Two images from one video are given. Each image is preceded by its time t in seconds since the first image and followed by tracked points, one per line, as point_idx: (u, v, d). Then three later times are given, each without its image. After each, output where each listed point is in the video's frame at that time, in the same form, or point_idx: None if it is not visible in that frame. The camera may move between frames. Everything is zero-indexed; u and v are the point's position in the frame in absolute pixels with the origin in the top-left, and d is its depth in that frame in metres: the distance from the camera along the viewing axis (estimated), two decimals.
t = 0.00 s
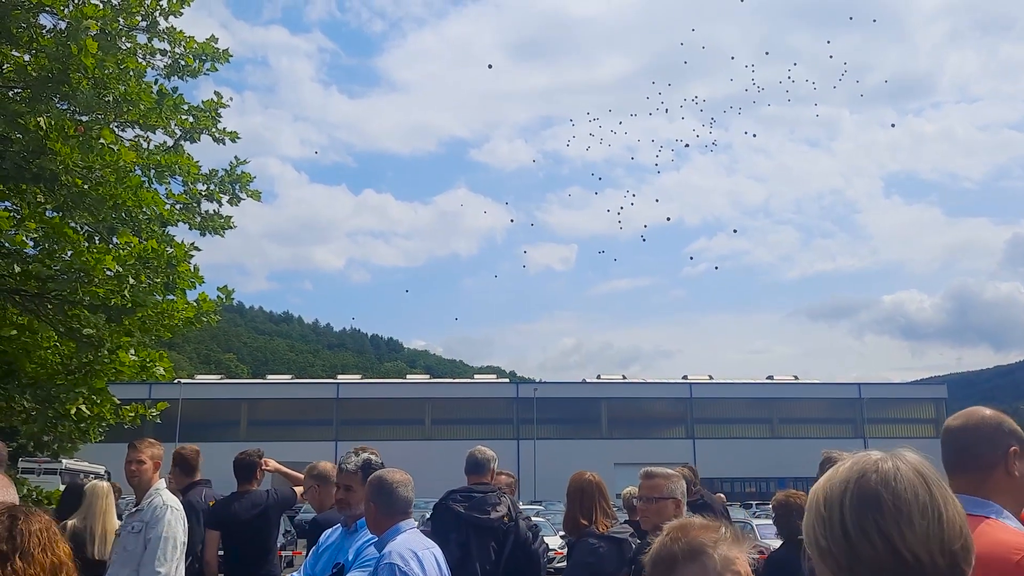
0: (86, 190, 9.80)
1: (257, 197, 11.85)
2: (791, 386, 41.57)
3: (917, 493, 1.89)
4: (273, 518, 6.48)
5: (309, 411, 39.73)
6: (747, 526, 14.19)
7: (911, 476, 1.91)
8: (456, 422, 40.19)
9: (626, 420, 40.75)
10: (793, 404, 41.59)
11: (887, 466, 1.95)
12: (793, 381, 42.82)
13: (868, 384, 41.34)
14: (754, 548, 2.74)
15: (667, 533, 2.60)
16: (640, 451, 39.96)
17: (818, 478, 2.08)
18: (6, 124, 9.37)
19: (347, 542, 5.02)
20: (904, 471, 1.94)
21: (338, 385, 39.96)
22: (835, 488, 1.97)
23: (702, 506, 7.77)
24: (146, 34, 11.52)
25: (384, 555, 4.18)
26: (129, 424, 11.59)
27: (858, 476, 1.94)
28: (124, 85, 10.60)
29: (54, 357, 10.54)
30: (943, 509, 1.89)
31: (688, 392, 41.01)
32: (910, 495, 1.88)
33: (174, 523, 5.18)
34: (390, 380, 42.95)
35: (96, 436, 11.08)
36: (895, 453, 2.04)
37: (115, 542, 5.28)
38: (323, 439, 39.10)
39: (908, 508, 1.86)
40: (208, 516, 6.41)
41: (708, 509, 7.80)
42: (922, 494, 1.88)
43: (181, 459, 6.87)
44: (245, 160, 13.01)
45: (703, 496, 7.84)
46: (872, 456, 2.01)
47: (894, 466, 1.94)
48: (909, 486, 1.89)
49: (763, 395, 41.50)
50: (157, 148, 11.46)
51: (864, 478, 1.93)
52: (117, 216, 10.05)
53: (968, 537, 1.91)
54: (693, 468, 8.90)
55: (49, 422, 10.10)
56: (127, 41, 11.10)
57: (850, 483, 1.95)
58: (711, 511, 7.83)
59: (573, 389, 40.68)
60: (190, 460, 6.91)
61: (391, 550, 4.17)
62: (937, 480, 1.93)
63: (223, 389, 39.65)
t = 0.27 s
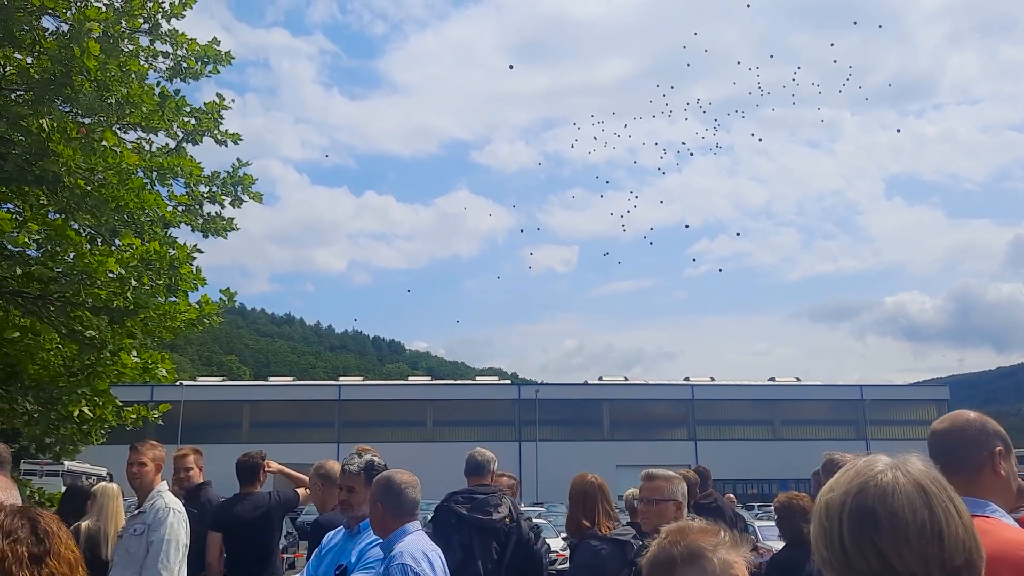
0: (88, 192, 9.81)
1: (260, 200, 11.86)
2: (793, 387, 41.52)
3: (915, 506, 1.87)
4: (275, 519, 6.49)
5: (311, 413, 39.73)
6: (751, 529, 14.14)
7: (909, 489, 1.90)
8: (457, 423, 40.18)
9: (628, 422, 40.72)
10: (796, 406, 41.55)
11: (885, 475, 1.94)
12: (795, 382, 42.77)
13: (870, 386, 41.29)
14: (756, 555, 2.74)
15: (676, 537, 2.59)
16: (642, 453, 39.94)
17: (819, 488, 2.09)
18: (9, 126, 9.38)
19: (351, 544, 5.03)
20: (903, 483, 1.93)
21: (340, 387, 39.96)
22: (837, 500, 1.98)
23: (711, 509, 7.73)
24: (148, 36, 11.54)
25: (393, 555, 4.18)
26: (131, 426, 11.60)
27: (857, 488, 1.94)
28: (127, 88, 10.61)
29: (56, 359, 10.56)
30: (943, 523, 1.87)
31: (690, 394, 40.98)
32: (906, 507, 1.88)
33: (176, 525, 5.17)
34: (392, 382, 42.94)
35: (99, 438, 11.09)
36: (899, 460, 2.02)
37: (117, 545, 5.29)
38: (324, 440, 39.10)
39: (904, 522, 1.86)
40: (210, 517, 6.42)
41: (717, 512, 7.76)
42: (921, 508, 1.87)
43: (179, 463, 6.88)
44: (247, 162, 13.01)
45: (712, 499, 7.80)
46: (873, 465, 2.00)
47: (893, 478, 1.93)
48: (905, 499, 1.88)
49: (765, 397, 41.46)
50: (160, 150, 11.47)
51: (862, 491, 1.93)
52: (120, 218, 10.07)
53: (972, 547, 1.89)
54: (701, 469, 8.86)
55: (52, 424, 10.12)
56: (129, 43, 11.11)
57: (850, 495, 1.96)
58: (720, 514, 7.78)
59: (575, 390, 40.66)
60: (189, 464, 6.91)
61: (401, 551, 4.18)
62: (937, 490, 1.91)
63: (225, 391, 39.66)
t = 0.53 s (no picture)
0: (89, 194, 9.82)
1: (260, 202, 11.86)
2: (794, 389, 41.47)
3: (907, 514, 1.87)
4: (276, 522, 6.49)
5: (312, 415, 39.71)
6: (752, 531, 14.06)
7: (902, 495, 1.89)
8: (458, 425, 40.15)
9: (629, 424, 40.68)
10: (797, 407, 41.50)
11: (878, 482, 1.93)
12: (796, 384, 42.72)
13: (871, 387, 41.23)
14: (758, 555, 2.74)
15: (677, 540, 2.58)
16: (642, 455, 39.91)
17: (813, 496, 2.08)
18: (9, 128, 9.40)
19: (352, 546, 5.01)
20: (896, 489, 1.92)
21: (341, 389, 39.95)
22: (831, 507, 1.97)
23: (722, 511, 7.53)
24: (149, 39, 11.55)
25: (401, 556, 4.18)
26: (132, 428, 11.60)
27: (849, 496, 1.94)
28: (127, 90, 10.62)
29: (57, 361, 10.56)
30: (937, 530, 1.86)
31: (690, 396, 40.96)
32: (899, 515, 1.87)
33: (176, 528, 5.17)
34: (392, 384, 42.93)
35: (99, 440, 11.08)
36: (894, 464, 2.01)
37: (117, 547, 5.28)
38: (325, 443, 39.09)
39: (896, 531, 1.86)
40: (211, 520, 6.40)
41: (728, 515, 7.56)
42: (914, 515, 1.87)
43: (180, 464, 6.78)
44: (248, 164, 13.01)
45: (723, 501, 7.60)
46: (867, 470, 1.99)
47: (885, 484, 1.93)
48: (898, 507, 1.88)
49: (766, 399, 41.42)
50: (161, 152, 11.48)
51: (855, 499, 1.92)
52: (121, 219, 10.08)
53: (968, 554, 1.88)
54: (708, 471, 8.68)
55: (53, 426, 10.12)
56: (129, 45, 11.12)
57: (845, 502, 1.95)
58: (730, 517, 7.58)
59: (575, 392, 40.63)
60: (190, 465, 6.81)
61: (411, 550, 4.19)
62: (930, 495, 1.90)
63: (225, 393, 39.65)
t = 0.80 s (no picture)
0: (88, 197, 9.79)
1: (260, 204, 11.86)
2: (794, 392, 41.43)
3: (893, 512, 1.86)
4: (275, 523, 6.49)
5: (312, 417, 39.68)
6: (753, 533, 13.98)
7: (885, 493, 1.89)
8: (458, 428, 40.12)
9: (628, 426, 40.63)
10: (797, 410, 41.46)
11: (863, 481, 1.94)
12: (796, 387, 42.66)
13: (871, 390, 41.20)
14: (764, 559, 2.72)
15: (678, 544, 2.57)
16: (642, 457, 39.87)
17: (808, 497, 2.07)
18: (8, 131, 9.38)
19: (351, 549, 4.98)
20: (881, 488, 1.91)
21: (341, 391, 39.92)
22: (817, 507, 1.99)
23: (727, 513, 7.51)
24: (149, 41, 11.56)
25: (399, 559, 4.16)
26: (131, 430, 11.58)
27: (835, 496, 1.94)
28: (127, 92, 10.61)
29: (56, 364, 10.55)
30: (920, 528, 1.84)
31: (691, 398, 40.93)
32: (881, 512, 1.86)
33: (173, 531, 5.15)
34: (392, 386, 42.90)
35: (98, 442, 11.06)
36: (882, 465, 2.01)
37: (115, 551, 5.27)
38: (325, 445, 39.05)
39: (877, 529, 1.85)
40: (209, 522, 6.38)
41: (734, 518, 7.54)
42: (897, 514, 1.85)
43: (188, 465, 6.62)
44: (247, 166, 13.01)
45: (728, 503, 7.59)
46: (856, 470, 2.00)
47: (870, 484, 1.93)
48: (882, 505, 1.87)
49: (766, 401, 41.38)
50: (160, 155, 11.47)
51: (840, 500, 1.93)
52: (121, 222, 10.07)
53: (956, 553, 1.86)
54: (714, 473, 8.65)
55: (52, 429, 10.09)
56: (129, 47, 11.13)
57: (834, 502, 1.95)
58: (735, 518, 7.57)
59: (575, 395, 40.59)
60: (197, 466, 6.67)
61: (408, 554, 4.17)
62: (917, 494, 1.88)
63: (225, 395, 39.64)
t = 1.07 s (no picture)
0: (88, 199, 9.78)
1: (260, 206, 11.86)
2: (795, 393, 41.40)
3: (869, 494, 1.89)
4: (274, 525, 6.47)
5: (312, 419, 39.68)
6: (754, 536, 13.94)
7: (870, 484, 1.91)
8: (459, 430, 40.09)
9: (629, 428, 40.61)
10: (798, 411, 41.41)
11: (850, 474, 1.96)
12: (797, 388, 42.61)
13: (872, 392, 41.14)
14: (768, 559, 2.70)
15: (675, 542, 2.60)
16: (642, 459, 39.85)
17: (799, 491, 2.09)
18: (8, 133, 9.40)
19: (351, 549, 4.97)
20: (867, 479, 1.94)
21: (341, 393, 39.93)
22: (806, 499, 2.02)
23: (729, 515, 7.50)
24: (149, 44, 11.58)
25: (393, 561, 4.15)
26: (131, 432, 11.57)
27: (825, 488, 1.97)
28: (127, 94, 10.62)
29: (56, 366, 10.55)
30: (896, 509, 1.86)
31: (691, 400, 40.91)
32: (859, 495, 1.90)
33: (172, 532, 5.15)
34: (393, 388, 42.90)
35: (99, 444, 11.05)
36: (871, 460, 2.02)
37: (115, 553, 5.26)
38: (325, 447, 39.05)
39: (852, 511, 1.89)
40: (209, 524, 6.37)
41: (735, 520, 7.53)
42: (874, 496, 1.88)
43: (210, 467, 6.56)
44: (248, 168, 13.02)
45: (729, 505, 7.58)
46: (843, 465, 2.02)
47: (857, 475, 1.95)
48: (860, 488, 1.91)
49: (767, 403, 41.35)
50: (161, 156, 11.49)
51: (829, 491, 1.95)
52: (121, 224, 10.07)
53: (936, 540, 1.85)
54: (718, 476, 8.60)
55: (52, 430, 10.09)
56: (130, 50, 11.14)
57: (817, 489, 2.01)
58: (737, 521, 7.56)
59: (575, 396, 40.59)
60: (218, 468, 6.62)
61: (401, 557, 4.14)
62: (897, 481, 1.90)
63: (226, 397, 39.68)
